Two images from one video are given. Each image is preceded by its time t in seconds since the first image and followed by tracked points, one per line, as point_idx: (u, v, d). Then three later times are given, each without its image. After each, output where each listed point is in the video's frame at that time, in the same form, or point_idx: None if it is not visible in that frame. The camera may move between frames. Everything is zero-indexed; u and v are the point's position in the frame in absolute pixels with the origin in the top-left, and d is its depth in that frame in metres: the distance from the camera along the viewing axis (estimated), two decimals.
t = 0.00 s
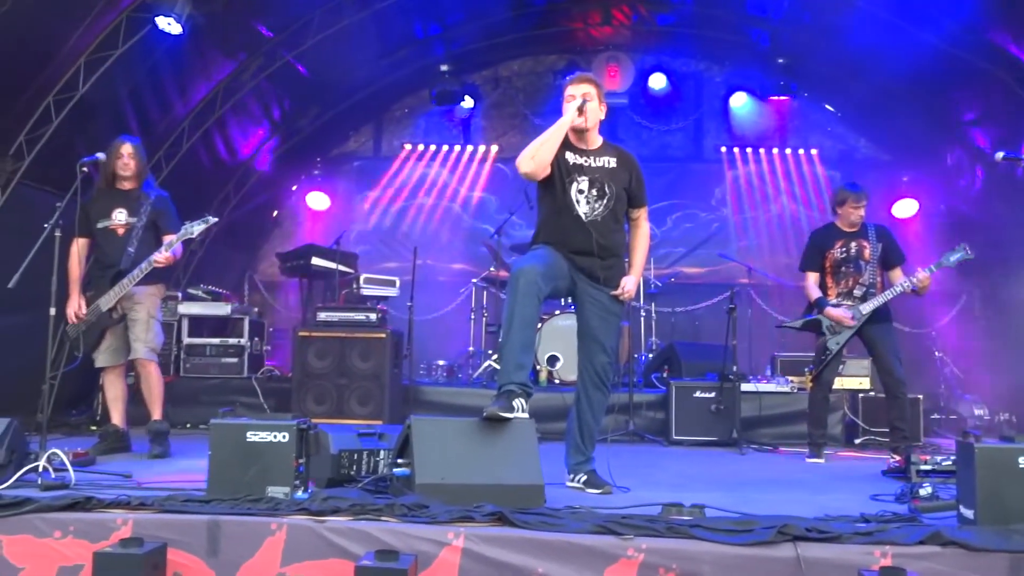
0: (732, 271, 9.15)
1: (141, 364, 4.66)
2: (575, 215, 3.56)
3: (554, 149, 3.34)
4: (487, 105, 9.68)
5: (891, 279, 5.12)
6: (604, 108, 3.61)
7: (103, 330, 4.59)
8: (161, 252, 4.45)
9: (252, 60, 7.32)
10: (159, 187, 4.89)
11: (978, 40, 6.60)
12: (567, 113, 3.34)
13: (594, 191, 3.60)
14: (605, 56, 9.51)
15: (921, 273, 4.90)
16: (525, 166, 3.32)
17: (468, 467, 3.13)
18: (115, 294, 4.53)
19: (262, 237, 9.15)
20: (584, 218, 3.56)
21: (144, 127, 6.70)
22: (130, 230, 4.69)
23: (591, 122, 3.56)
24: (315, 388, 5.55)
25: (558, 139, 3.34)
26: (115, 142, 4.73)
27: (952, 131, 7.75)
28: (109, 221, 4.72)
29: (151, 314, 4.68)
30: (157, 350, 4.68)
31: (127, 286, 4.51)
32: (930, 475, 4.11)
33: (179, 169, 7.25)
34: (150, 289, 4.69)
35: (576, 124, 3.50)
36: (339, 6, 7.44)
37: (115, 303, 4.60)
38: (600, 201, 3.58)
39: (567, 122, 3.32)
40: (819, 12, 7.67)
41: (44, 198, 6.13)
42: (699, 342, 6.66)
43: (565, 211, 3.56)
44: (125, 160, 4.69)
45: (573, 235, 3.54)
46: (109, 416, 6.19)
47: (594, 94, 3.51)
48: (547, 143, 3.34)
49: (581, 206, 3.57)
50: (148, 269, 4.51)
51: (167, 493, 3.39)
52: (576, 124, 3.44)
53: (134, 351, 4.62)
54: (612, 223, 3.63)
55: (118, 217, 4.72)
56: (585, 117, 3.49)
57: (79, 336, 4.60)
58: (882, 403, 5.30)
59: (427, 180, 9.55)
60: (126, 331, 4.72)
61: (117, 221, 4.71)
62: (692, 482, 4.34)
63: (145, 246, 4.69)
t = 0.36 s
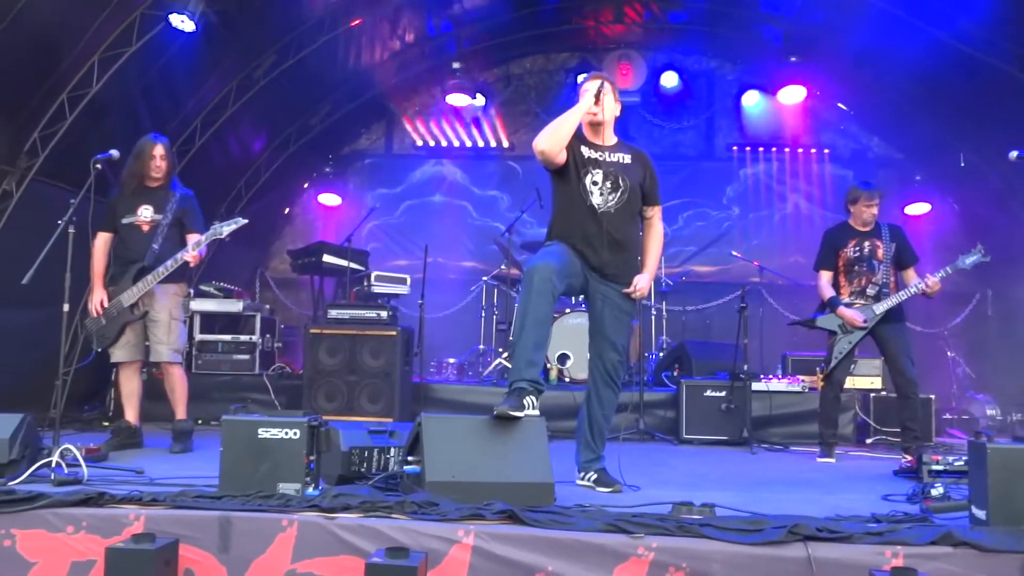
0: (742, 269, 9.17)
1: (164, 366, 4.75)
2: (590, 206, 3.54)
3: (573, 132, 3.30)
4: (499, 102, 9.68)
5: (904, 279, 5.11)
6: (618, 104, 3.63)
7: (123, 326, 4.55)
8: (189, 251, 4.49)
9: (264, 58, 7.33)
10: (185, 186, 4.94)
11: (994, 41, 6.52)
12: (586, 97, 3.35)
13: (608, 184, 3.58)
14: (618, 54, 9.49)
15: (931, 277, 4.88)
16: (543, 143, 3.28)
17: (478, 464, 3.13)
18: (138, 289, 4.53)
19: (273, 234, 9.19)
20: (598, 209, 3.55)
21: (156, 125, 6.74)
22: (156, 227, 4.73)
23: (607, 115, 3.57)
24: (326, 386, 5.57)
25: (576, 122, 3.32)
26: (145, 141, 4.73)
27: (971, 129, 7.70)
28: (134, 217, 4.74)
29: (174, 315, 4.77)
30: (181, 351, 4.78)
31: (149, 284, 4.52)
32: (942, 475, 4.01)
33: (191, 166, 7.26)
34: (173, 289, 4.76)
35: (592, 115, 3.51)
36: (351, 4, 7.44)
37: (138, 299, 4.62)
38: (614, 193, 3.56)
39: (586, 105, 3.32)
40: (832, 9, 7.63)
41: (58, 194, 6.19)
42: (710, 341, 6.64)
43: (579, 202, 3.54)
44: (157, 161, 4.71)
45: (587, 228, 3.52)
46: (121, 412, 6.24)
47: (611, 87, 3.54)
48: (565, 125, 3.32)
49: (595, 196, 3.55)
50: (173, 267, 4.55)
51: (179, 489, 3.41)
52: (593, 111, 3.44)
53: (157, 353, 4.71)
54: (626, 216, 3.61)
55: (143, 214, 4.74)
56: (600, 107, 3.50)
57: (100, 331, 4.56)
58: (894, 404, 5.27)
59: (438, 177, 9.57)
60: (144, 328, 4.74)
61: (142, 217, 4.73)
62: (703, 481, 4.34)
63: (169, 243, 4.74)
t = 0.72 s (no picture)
0: (746, 267, 9.16)
1: (183, 365, 4.73)
2: (596, 200, 3.54)
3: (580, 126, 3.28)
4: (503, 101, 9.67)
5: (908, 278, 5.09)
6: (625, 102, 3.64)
7: (144, 323, 4.57)
8: (201, 256, 4.45)
9: (269, 57, 7.35)
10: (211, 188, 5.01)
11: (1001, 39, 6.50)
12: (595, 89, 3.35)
13: (615, 179, 3.59)
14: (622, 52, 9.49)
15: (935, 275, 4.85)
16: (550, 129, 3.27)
17: (483, 463, 3.12)
18: (161, 287, 4.56)
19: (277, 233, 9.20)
20: (605, 203, 3.54)
21: (161, 123, 6.74)
22: (180, 226, 4.77)
23: (614, 111, 3.56)
24: (330, 384, 5.57)
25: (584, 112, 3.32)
26: (170, 141, 4.81)
27: (977, 127, 7.68)
28: (159, 215, 4.80)
29: (196, 314, 4.77)
30: (202, 350, 4.76)
31: (171, 281, 4.54)
32: (947, 474, 4.01)
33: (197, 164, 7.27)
34: (196, 287, 4.78)
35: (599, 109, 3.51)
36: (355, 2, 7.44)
37: (161, 297, 4.64)
38: (621, 187, 3.56)
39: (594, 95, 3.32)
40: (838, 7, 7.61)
41: (64, 193, 6.17)
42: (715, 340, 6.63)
43: (586, 195, 3.54)
44: (182, 160, 4.77)
45: (594, 223, 3.52)
46: (127, 411, 6.25)
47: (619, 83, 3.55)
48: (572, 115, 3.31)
49: (602, 190, 3.55)
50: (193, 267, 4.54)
51: (183, 488, 3.41)
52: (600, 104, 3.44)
53: (178, 351, 4.70)
54: (632, 212, 3.61)
55: (169, 212, 4.80)
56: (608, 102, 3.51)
57: (122, 327, 4.62)
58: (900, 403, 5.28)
59: (443, 176, 9.56)
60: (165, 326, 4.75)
61: (167, 215, 4.79)
62: (708, 480, 4.33)
63: (194, 242, 4.77)
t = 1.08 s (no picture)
0: (746, 266, 9.18)
1: (189, 363, 4.73)
2: (599, 196, 3.54)
3: (585, 122, 3.29)
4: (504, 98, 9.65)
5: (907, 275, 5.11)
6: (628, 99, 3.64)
7: (152, 319, 4.59)
8: (211, 252, 4.48)
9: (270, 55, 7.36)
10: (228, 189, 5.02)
11: (1001, 35, 6.51)
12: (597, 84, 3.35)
13: (618, 176, 3.59)
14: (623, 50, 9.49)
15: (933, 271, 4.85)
16: (554, 126, 3.27)
17: (485, 461, 3.13)
18: (169, 283, 4.56)
19: (278, 232, 9.21)
20: (607, 200, 3.54)
21: (161, 120, 6.74)
22: (194, 224, 4.78)
23: (617, 108, 3.58)
24: (331, 382, 5.57)
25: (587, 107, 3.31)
26: (187, 140, 4.85)
27: (978, 125, 7.68)
28: (174, 212, 4.82)
29: (205, 311, 4.77)
30: (210, 348, 4.77)
31: (179, 278, 4.54)
32: (948, 472, 3.93)
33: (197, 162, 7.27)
34: (206, 284, 4.78)
35: (603, 105, 3.51)
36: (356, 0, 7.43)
37: (171, 293, 4.66)
38: (624, 184, 3.56)
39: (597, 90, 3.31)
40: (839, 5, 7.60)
41: (65, 190, 6.17)
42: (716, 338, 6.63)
43: (588, 192, 3.54)
44: (197, 156, 4.79)
45: (596, 220, 3.52)
46: (127, 408, 6.26)
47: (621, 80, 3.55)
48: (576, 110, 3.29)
49: (604, 187, 3.55)
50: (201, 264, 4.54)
51: (184, 486, 3.41)
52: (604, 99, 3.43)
53: (185, 348, 4.71)
54: (634, 209, 3.60)
55: (183, 210, 4.82)
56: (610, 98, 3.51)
57: (128, 323, 4.60)
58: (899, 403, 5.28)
59: (444, 174, 9.56)
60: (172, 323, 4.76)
61: (181, 213, 4.81)
62: (709, 478, 4.33)
63: (206, 240, 4.76)
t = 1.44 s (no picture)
0: (746, 265, 9.18)
1: (189, 360, 4.73)
2: (599, 196, 3.54)
3: (586, 120, 3.29)
4: (505, 97, 9.64)
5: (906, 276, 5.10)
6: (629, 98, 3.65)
7: (153, 315, 4.60)
8: (211, 248, 4.46)
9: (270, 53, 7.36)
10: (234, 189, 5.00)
11: (1000, 36, 6.51)
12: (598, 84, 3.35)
13: (618, 175, 3.59)
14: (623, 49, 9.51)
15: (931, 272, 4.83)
16: (555, 125, 3.27)
17: (484, 459, 3.13)
18: (171, 280, 4.57)
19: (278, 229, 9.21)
20: (607, 199, 3.55)
21: (161, 117, 6.74)
22: (197, 221, 4.78)
23: (619, 107, 3.58)
24: (331, 380, 5.58)
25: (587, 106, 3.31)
26: (196, 140, 4.91)
27: (978, 126, 7.68)
28: (178, 210, 4.83)
29: (205, 309, 4.76)
30: (210, 345, 4.76)
31: (180, 275, 4.55)
32: (947, 472, 3.92)
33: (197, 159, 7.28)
34: (207, 282, 4.78)
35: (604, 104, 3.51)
36: None
37: (171, 290, 4.66)
38: (624, 184, 3.57)
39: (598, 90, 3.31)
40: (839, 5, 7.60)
41: (66, 187, 6.17)
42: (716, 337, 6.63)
43: (588, 191, 3.54)
44: (205, 156, 4.82)
45: (596, 219, 3.52)
46: (127, 405, 6.26)
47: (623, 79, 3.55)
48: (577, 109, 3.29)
49: (604, 187, 3.55)
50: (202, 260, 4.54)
51: (183, 483, 3.41)
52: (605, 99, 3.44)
53: (185, 345, 4.71)
54: (634, 209, 3.60)
55: (188, 208, 4.83)
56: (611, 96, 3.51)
57: (130, 319, 4.62)
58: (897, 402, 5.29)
59: (444, 172, 9.56)
60: (173, 320, 4.76)
61: (185, 211, 4.82)
62: (708, 477, 4.33)
63: (209, 238, 4.74)
